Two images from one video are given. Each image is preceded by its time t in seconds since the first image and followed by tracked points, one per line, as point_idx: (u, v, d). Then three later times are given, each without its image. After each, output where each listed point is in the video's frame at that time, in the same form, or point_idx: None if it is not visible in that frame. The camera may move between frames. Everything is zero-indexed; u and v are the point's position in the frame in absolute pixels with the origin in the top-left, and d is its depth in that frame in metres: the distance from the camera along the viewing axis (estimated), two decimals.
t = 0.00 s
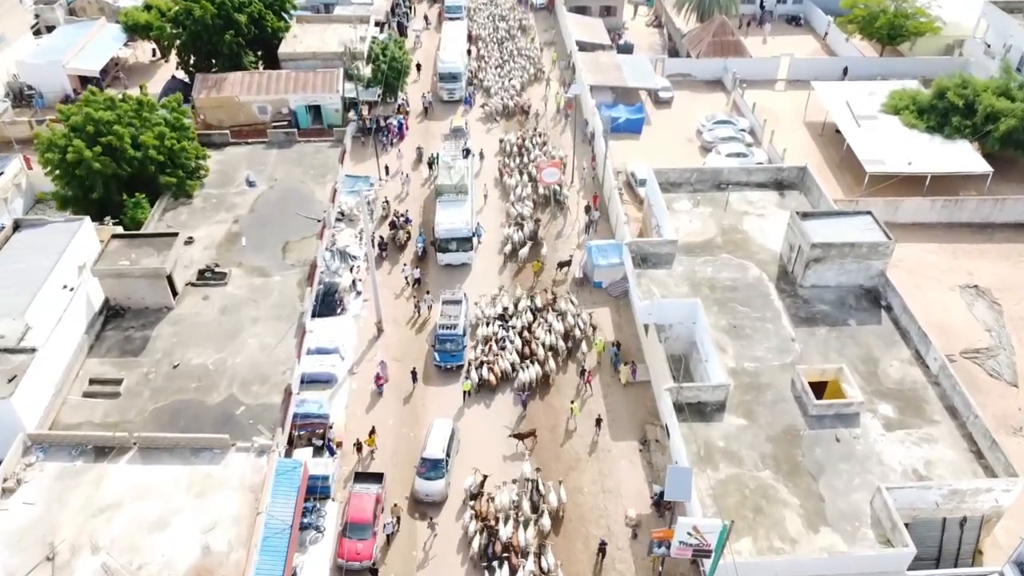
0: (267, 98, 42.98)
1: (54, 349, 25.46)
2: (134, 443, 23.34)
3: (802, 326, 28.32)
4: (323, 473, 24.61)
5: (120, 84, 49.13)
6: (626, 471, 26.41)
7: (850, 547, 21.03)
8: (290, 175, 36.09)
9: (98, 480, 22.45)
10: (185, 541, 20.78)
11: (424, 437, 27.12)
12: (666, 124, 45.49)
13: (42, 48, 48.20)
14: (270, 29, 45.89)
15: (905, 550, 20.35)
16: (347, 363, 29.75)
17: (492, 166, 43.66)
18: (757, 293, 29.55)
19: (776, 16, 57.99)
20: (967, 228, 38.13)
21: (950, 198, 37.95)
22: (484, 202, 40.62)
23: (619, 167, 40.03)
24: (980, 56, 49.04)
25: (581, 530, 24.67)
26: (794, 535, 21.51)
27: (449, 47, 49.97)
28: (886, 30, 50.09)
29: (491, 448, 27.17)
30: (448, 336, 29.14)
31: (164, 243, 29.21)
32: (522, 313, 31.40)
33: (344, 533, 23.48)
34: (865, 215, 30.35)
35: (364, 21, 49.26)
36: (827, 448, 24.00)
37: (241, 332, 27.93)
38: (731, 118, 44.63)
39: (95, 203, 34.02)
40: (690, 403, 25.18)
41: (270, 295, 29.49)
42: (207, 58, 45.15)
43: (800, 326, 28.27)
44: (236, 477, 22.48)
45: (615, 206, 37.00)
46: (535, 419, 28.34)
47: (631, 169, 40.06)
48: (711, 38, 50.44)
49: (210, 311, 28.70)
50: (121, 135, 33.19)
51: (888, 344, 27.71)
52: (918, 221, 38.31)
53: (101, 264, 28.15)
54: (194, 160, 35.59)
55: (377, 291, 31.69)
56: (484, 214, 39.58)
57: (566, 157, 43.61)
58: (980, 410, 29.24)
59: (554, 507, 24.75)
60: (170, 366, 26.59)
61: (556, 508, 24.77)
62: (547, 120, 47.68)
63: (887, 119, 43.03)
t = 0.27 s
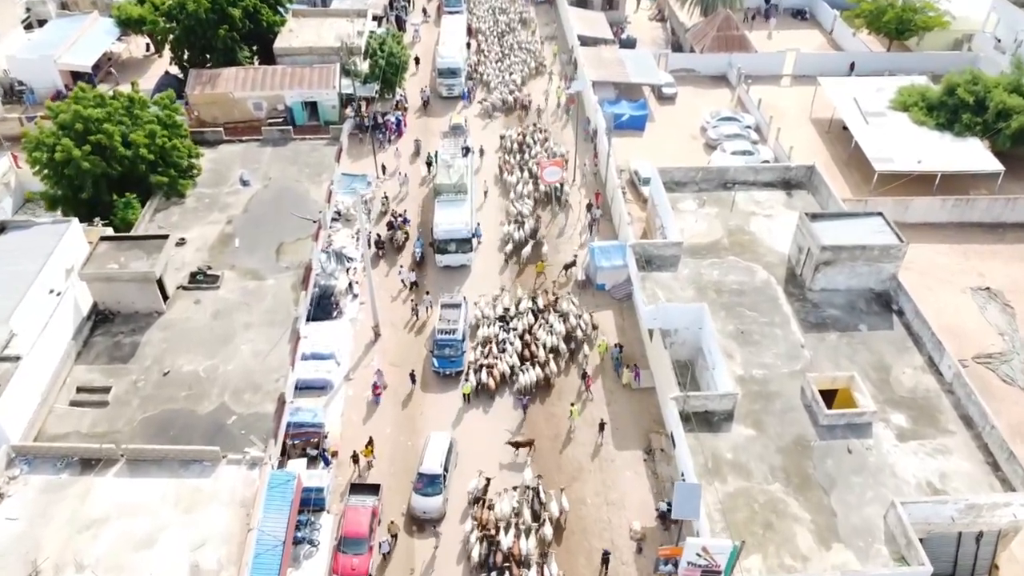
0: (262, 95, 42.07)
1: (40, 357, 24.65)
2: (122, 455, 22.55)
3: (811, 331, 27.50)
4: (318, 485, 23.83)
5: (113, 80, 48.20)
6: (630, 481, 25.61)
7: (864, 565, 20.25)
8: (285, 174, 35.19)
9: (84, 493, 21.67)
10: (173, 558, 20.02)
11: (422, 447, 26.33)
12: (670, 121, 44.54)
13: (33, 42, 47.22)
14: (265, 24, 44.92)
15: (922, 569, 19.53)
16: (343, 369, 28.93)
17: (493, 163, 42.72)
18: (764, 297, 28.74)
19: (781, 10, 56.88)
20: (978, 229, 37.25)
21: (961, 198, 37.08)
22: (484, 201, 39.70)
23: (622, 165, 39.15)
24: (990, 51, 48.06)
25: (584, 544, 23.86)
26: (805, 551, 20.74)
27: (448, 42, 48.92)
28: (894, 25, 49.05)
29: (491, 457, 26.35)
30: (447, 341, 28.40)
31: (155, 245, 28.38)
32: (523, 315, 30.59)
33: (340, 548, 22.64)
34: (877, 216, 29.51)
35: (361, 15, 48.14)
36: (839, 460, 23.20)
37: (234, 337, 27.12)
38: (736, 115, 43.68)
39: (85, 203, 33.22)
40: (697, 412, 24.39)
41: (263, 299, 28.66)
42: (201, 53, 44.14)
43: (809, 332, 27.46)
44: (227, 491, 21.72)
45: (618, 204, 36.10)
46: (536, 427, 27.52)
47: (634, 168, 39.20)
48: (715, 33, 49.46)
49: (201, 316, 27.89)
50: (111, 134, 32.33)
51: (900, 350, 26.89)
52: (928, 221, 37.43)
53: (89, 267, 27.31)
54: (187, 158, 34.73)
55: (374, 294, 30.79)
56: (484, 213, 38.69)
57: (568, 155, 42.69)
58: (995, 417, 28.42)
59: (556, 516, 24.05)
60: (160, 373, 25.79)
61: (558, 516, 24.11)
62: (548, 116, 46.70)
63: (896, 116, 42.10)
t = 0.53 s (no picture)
0: (256, 91, 41.06)
1: (22, 367, 23.70)
2: (106, 470, 21.64)
3: (822, 339, 26.56)
4: (312, 501, 22.89)
5: (105, 75, 47.11)
6: (635, 495, 24.70)
7: None
8: (279, 173, 34.16)
9: (66, 512, 20.77)
10: None
11: (420, 459, 25.42)
12: (674, 117, 43.46)
13: (22, 36, 46.09)
14: (259, 17, 43.83)
15: None
16: (338, 377, 27.98)
17: (493, 161, 41.59)
18: (774, 303, 27.79)
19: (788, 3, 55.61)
20: (992, 229, 36.24)
21: (974, 198, 36.07)
22: (484, 200, 38.60)
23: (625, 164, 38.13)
24: (1002, 46, 46.92)
25: (588, 561, 22.95)
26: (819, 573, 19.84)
27: (447, 36, 47.58)
28: (904, 19, 47.82)
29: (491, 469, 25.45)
30: (445, 349, 27.42)
31: (142, 249, 27.39)
32: (524, 319, 29.77)
33: (333, 566, 21.65)
34: (891, 218, 28.53)
35: (358, 8, 46.88)
36: (853, 475, 22.29)
37: (224, 345, 26.17)
38: (742, 111, 42.59)
39: (72, 204, 32.34)
40: (705, 425, 23.46)
41: (255, 304, 27.68)
42: (194, 48, 43.03)
43: (821, 340, 26.53)
44: (215, 509, 20.83)
45: (622, 204, 35.03)
46: (538, 438, 26.61)
47: (638, 166, 38.15)
48: (721, 27, 48.33)
49: (191, 323, 26.94)
50: (99, 132, 31.27)
51: (915, 359, 25.95)
52: (941, 222, 36.42)
53: (74, 272, 26.31)
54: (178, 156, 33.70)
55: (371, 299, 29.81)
56: (484, 212, 37.67)
57: (569, 152, 41.65)
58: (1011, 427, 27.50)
59: (558, 528, 23.24)
60: (148, 383, 24.85)
61: (560, 528, 23.31)
62: (550, 112, 45.57)
63: (906, 113, 41.02)
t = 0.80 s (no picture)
0: (250, 87, 39.97)
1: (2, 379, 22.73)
2: (89, 489, 20.70)
3: (835, 348, 25.60)
4: (305, 520, 22.01)
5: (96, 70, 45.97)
6: (641, 511, 23.77)
7: None
8: (273, 173, 33.10)
9: (46, 533, 19.83)
10: None
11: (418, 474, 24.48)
12: (679, 114, 42.36)
13: (11, 30, 44.91)
14: (253, 11, 42.70)
15: None
16: (332, 386, 27.01)
17: (494, 159, 40.50)
18: (784, 310, 26.82)
19: None
20: (1007, 231, 35.23)
21: (989, 198, 35.05)
22: (484, 199, 37.51)
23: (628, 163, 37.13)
24: (1015, 41, 45.76)
25: None
26: None
27: (446, 31, 46.30)
28: (914, 14, 46.58)
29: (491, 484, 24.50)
30: (443, 359, 26.39)
31: (129, 254, 26.38)
32: (525, 323, 28.88)
33: None
34: (906, 222, 27.54)
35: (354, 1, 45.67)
36: (869, 494, 21.37)
37: (214, 355, 25.19)
38: (749, 108, 41.49)
39: (59, 206, 31.45)
40: (714, 439, 22.56)
41: (247, 310, 26.68)
42: (186, 43, 41.88)
43: (834, 349, 25.56)
44: (202, 531, 19.88)
45: (627, 204, 33.93)
46: (539, 450, 25.67)
47: (642, 165, 37.13)
48: (726, 21, 47.10)
49: (180, 331, 25.95)
50: (86, 131, 30.24)
51: (931, 369, 24.99)
52: (954, 223, 35.40)
53: (58, 278, 25.32)
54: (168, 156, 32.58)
55: (366, 305, 28.80)
56: (485, 213, 36.60)
57: (572, 149, 40.57)
58: None
59: (561, 543, 22.43)
60: (134, 395, 23.88)
61: (562, 542, 22.47)
62: (551, 108, 44.43)
63: (917, 110, 39.93)
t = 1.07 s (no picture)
0: (243, 85, 38.83)
1: None
2: (69, 511, 19.75)
3: (849, 360, 24.62)
4: (298, 542, 21.10)
5: (86, 67, 44.86)
6: (647, 531, 22.82)
7: None
8: (265, 175, 32.05)
9: (24, 559, 18.89)
10: None
11: (415, 491, 23.55)
12: (685, 112, 41.24)
13: None
14: (247, 6, 41.56)
15: None
16: (326, 398, 26.05)
17: (494, 159, 39.39)
18: (795, 320, 25.84)
19: None
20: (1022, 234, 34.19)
21: (1004, 201, 34.00)
22: (484, 200, 36.45)
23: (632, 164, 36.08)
24: None
25: None
26: None
27: (445, 26, 45.04)
28: (925, 9, 45.36)
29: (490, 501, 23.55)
30: (441, 372, 25.43)
31: (115, 261, 25.37)
32: (527, 328, 28.01)
33: None
34: (921, 227, 26.53)
35: None
36: (886, 516, 20.42)
37: (203, 367, 24.21)
38: (756, 106, 40.41)
39: (44, 209, 30.37)
40: (725, 457, 21.67)
41: (237, 319, 25.69)
42: (179, 39, 40.77)
43: (848, 360, 24.58)
44: (188, 557, 18.94)
45: (631, 206, 32.83)
46: (541, 464, 24.73)
47: (647, 166, 36.06)
48: (732, 17, 45.87)
49: (168, 342, 24.97)
50: (73, 131, 29.26)
51: (949, 382, 24.02)
52: (968, 226, 34.37)
53: (40, 287, 24.32)
54: (157, 156, 31.55)
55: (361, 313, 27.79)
56: (485, 215, 35.52)
57: (574, 148, 39.47)
58: None
59: (563, 560, 21.58)
60: (119, 410, 22.91)
61: (565, 559, 21.64)
62: (553, 106, 43.31)
63: (929, 108, 38.84)
